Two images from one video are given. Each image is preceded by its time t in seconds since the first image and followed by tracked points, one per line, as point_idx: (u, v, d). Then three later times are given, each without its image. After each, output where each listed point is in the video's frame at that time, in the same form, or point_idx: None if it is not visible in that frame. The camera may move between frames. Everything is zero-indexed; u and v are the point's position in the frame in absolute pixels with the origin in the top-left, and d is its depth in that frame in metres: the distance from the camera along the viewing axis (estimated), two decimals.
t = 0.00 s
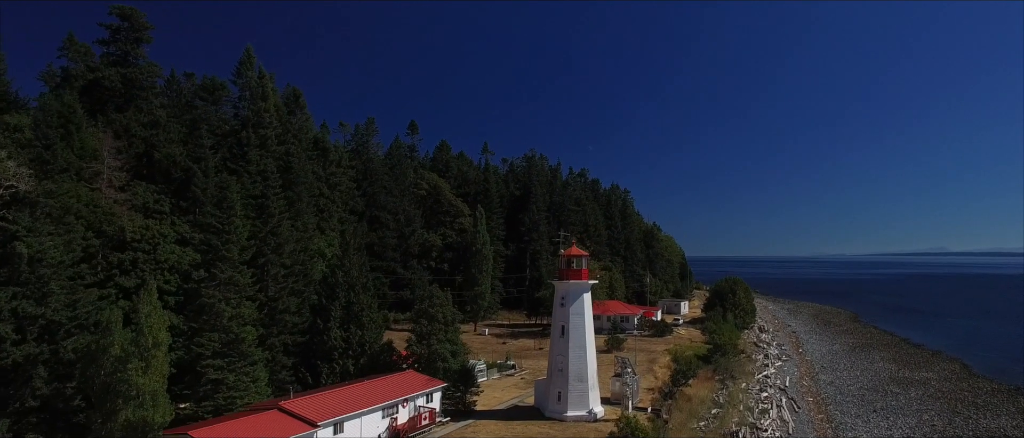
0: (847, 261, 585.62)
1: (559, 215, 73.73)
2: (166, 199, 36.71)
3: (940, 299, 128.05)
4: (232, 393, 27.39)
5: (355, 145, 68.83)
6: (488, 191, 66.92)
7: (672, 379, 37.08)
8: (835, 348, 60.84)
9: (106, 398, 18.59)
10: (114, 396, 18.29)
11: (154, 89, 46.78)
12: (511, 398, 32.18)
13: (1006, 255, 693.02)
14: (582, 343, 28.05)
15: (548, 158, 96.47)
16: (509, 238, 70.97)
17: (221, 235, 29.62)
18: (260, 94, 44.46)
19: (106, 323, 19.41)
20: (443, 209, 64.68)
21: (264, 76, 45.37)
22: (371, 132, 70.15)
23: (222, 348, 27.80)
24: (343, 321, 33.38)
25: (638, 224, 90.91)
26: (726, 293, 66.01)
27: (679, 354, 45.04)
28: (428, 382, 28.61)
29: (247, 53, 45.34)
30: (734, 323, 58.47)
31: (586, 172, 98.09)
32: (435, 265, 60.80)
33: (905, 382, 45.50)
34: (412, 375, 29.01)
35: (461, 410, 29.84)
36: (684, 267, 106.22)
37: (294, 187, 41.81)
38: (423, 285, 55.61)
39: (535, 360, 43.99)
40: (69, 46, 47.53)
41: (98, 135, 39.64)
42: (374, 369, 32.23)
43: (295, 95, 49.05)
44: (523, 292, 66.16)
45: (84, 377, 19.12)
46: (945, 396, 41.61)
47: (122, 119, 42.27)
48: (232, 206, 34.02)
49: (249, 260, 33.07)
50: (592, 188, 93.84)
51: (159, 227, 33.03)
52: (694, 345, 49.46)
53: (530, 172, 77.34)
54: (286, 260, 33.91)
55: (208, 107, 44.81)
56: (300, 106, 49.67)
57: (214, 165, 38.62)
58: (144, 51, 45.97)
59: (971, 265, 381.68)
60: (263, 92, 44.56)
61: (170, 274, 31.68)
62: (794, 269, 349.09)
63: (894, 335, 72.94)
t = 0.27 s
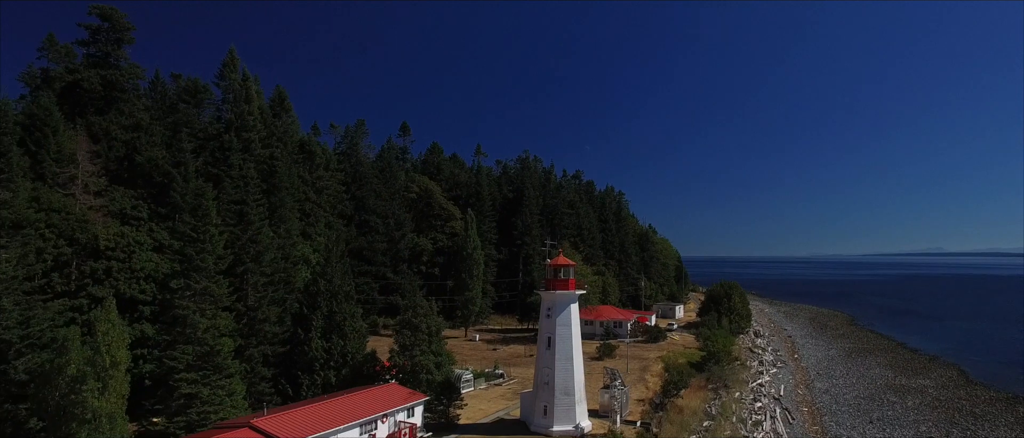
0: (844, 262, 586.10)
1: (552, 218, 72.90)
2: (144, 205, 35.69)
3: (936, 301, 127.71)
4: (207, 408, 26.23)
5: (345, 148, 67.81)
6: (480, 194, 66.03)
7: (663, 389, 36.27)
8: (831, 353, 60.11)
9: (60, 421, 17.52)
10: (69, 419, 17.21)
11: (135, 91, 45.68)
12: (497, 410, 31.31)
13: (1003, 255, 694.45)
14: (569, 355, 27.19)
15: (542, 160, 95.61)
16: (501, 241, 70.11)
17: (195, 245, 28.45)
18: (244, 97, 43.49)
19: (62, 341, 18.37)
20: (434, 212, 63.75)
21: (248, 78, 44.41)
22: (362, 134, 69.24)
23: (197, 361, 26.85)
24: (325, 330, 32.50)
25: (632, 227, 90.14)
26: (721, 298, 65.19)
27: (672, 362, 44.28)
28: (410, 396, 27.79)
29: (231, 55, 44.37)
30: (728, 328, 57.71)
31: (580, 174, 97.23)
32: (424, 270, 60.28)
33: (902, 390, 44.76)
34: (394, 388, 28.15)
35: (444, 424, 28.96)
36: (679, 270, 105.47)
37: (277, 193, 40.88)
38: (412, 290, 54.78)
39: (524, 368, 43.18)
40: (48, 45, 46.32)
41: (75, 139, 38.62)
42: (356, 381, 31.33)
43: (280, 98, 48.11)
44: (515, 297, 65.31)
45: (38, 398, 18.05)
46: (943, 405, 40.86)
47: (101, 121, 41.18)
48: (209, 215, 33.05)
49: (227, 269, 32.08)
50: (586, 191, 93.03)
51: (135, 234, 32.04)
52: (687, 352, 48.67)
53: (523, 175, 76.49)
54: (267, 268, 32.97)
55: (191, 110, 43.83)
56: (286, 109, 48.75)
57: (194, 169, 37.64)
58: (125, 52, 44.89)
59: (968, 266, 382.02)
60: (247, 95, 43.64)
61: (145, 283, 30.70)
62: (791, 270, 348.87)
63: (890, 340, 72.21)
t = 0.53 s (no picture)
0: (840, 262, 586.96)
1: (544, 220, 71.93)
2: (119, 210, 34.64)
3: (931, 303, 127.32)
4: (177, 424, 25.28)
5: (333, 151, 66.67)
6: (471, 197, 65.04)
7: (653, 400, 35.38)
8: (825, 359, 59.28)
9: None
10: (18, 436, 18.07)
11: (116, 93, 44.46)
12: (480, 423, 30.39)
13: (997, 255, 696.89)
14: (553, 369, 26.30)
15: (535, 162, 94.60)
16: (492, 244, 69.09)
17: (164, 254, 26.93)
18: (226, 100, 42.36)
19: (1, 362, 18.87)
20: (423, 215, 62.74)
21: (230, 80, 43.28)
22: (351, 136, 68.17)
23: (168, 375, 25.83)
24: (304, 341, 31.64)
25: (626, 229, 89.25)
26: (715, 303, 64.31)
27: (663, 370, 43.40)
28: (389, 410, 26.89)
29: (212, 56, 43.20)
30: (722, 334, 56.91)
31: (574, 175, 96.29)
32: (413, 275, 59.62)
33: (897, 398, 44.03)
34: (373, 402, 27.22)
35: None
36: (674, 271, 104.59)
37: (258, 198, 39.91)
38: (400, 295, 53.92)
39: (513, 376, 42.23)
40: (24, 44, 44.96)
41: (50, 143, 37.46)
42: (335, 394, 30.36)
43: (264, 100, 47.02)
44: (506, 301, 64.41)
45: None
46: (939, 414, 40.11)
47: (79, 124, 40.01)
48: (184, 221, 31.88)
49: (203, 278, 31.00)
50: (579, 193, 92.03)
51: (107, 241, 30.87)
52: (680, 359, 47.85)
53: (515, 177, 75.50)
54: (245, 277, 31.97)
55: (171, 112, 42.67)
56: (270, 112, 47.65)
57: (171, 174, 36.53)
58: (103, 52, 43.64)
59: (964, 266, 382.79)
60: (228, 98, 42.56)
61: (117, 293, 29.55)
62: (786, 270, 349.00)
63: (886, 344, 71.46)
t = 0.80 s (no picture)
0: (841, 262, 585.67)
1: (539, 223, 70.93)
2: (96, 217, 33.61)
3: (931, 304, 126.33)
4: None
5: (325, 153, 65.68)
6: (464, 200, 64.02)
7: (645, 411, 34.42)
8: (824, 365, 58.30)
9: None
10: None
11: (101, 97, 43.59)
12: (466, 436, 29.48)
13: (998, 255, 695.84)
14: (539, 383, 25.37)
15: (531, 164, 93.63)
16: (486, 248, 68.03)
17: (137, 264, 25.87)
18: (209, 103, 41.33)
19: None
20: (416, 219, 61.80)
21: (214, 83, 42.25)
22: (343, 138, 67.13)
23: (140, 390, 24.84)
24: (285, 352, 30.69)
25: (622, 231, 88.28)
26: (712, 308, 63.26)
27: (657, 379, 42.40)
28: (370, 426, 25.87)
29: (196, 58, 42.17)
30: (718, 340, 55.95)
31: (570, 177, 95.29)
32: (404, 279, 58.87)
33: (896, 407, 43.12)
34: (353, 417, 26.37)
35: None
36: (671, 274, 103.60)
37: (242, 203, 38.95)
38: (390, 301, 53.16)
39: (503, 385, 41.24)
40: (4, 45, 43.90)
41: (27, 147, 36.48)
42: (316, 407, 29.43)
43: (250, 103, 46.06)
44: (500, 306, 63.50)
45: None
46: (939, 424, 39.21)
47: (59, 128, 39.05)
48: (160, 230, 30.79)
49: (180, 288, 29.96)
50: (575, 195, 90.99)
51: (81, 250, 29.70)
52: (675, 366, 46.94)
53: (509, 179, 74.50)
54: (224, 287, 30.95)
55: (154, 115, 41.68)
56: (256, 115, 46.66)
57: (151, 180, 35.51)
58: (85, 53, 42.61)
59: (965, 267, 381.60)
60: (213, 101, 41.58)
61: (91, 303, 28.36)
62: (786, 271, 348.07)
63: (886, 348, 70.46)
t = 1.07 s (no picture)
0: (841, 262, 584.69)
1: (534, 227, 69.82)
2: (72, 224, 32.54)
3: (930, 306, 125.46)
4: None
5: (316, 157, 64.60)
6: (457, 204, 62.97)
7: (638, 424, 33.45)
8: (822, 372, 57.33)
9: None
10: None
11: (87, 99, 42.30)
12: None
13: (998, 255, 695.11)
14: (523, 399, 24.52)
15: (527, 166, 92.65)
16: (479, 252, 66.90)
17: (106, 276, 24.57)
18: (193, 107, 40.31)
19: None
20: (408, 223, 60.87)
21: (198, 85, 41.11)
22: (334, 141, 66.86)
23: (108, 407, 23.99)
24: (264, 364, 29.85)
25: (619, 235, 87.35)
26: (708, 313, 62.28)
27: (651, 389, 41.48)
28: None
29: (179, 60, 41.05)
30: (714, 347, 55.00)
31: (566, 180, 94.30)
32: (395, 284, 58.16)
33: (895, 418, 42.19)
34: (332, 433, 25.38)
35: None
36: (669, 277, 102.58)
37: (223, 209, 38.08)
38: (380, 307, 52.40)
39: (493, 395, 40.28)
40: None
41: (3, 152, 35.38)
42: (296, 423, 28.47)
43: (235, 106, 45.12)
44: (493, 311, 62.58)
45: None
46: (938, 436, 38.29)
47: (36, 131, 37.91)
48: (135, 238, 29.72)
49: (155, 299, 28.75)
50: (571, 198, 89.96)
51: (53, 258, 27.82)
52: (670, 375, 46.03)
53: (504, 182, 73.49)
54: (202, 297, 29.92)
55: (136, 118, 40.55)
56: (241, 118, 45.66)
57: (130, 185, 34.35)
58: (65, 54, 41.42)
59: (965, 267, 380.73)
60: (196, 104, 40.51)
61: (62, 315, 26.67)
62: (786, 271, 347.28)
63: (885, 354, 69.46)
